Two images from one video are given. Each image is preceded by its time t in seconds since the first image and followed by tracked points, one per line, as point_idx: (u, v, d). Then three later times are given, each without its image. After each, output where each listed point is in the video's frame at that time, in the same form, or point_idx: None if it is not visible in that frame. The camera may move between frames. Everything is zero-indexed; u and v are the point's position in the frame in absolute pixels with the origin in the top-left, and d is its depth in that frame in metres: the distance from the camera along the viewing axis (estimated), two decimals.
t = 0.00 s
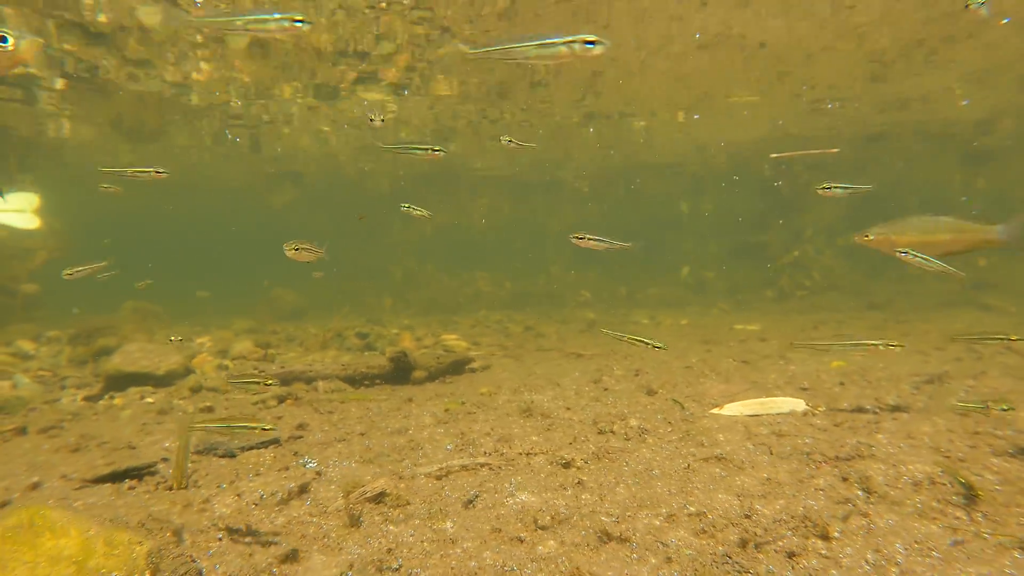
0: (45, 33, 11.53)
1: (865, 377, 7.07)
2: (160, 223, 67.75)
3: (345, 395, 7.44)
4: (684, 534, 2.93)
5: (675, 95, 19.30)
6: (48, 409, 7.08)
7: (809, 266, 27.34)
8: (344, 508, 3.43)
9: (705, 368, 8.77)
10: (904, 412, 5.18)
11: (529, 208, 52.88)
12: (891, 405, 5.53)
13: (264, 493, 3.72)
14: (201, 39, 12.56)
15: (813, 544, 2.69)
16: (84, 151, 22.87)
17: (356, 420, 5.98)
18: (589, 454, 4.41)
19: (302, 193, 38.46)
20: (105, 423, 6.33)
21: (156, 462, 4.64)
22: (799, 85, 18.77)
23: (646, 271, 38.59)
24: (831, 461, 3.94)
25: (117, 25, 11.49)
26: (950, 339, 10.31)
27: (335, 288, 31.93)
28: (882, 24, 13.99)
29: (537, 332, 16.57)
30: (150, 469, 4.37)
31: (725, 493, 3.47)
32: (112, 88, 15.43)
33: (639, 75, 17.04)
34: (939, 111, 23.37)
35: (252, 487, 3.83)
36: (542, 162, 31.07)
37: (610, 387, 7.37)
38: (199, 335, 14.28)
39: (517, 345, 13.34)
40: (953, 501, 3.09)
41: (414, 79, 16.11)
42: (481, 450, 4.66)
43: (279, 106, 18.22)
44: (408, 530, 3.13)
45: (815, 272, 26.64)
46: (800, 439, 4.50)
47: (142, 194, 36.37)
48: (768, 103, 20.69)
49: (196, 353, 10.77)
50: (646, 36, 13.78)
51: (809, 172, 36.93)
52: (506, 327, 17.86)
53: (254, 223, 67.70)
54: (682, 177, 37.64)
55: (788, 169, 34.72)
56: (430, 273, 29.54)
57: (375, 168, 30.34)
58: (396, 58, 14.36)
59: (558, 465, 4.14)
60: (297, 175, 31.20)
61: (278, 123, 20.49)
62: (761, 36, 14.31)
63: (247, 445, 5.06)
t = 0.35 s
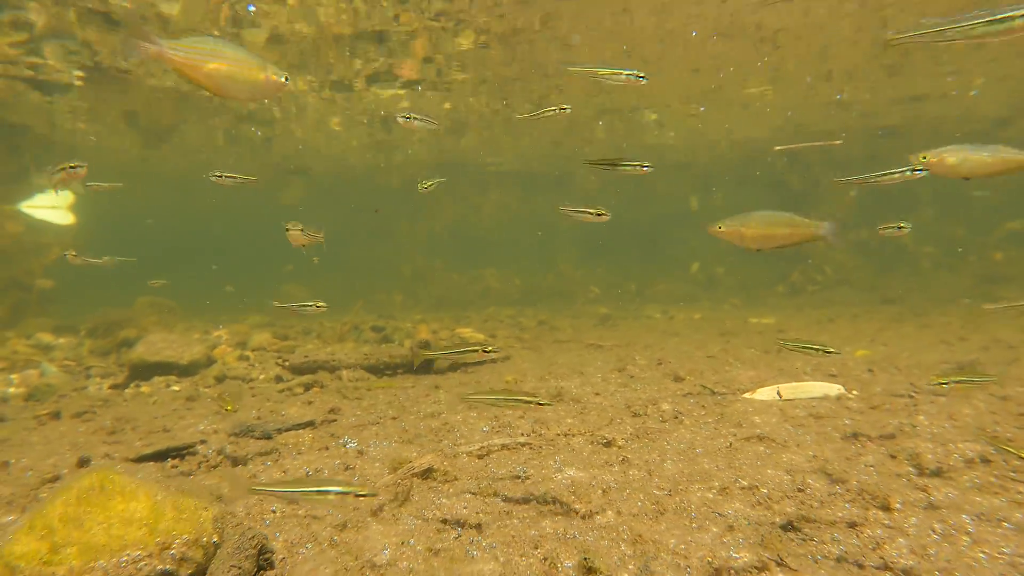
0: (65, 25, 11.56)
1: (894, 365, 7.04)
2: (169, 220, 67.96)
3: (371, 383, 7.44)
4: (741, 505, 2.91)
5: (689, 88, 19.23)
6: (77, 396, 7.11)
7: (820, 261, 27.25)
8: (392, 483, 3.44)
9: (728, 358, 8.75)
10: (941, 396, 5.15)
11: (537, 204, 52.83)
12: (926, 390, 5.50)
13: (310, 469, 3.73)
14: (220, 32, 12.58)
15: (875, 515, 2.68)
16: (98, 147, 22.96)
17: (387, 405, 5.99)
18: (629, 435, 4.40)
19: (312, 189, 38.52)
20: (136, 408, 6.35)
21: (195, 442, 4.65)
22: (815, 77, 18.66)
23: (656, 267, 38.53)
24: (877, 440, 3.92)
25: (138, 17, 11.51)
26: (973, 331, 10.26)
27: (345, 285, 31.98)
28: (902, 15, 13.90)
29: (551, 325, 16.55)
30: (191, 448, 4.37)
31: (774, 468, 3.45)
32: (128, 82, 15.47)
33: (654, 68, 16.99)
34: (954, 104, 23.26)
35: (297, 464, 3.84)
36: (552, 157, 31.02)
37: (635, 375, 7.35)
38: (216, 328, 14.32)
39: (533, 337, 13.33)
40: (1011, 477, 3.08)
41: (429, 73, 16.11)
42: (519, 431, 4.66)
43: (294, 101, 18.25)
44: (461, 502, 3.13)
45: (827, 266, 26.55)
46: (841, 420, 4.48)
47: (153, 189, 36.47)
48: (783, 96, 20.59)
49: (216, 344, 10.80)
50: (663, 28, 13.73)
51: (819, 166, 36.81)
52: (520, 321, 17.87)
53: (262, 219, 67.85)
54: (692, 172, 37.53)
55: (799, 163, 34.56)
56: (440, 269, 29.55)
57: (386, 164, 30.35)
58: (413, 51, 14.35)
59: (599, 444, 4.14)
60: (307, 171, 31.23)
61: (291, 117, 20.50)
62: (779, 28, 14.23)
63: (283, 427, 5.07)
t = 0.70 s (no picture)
0: (74, 24, 11.53)
1: (909, 362, 7.00)
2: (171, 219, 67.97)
3: (383, 381, 7.39)
4: (774, 500, 2.85)
5: (696, 87, 19.14)
6: (87, 394, 7.07)
7: (826, 259, 27.17)
8: (415, 479, 3.39)
9: (740, 356, 8.68)
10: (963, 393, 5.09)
11: (541, 203, 52.76)
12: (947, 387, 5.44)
13: (330, 466, 3.68)
14: (228, 32, 12.55)
15: (914, 511, 2.62)
16: (104, 146, 22.95)
17: (401, 402, 5.94)
18: (650, 431, 4.36)
19: (316, 188, 38.50)
20: (148, 406, 6.31)
21: (211, 439, 4.60)
22: (822, 75, 18.55)
23: (660, 266, 38.47)
24: (904, 435, 3.86)
25: (145, 15, 11.47)
26: (986, 328, 10.17)
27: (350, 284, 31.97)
28: (913, 12, 13.80)
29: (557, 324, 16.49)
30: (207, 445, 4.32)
31: (803, 463, 3.38)
32: (135, 81, 15.44)
33: (661, 67, 16.95)
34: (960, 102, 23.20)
35: (317, 460, 3.79)
36: (557, 156, 30.95)
37: (649, 373, 7.29)
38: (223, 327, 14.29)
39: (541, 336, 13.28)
40: None
41: (436, 72, 16.05)
42: (538, 427, 4.62)
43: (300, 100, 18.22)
44: (487, 498, 3.08)
45: (832, 265, 26.47)
46: (864, 416, 4.42)
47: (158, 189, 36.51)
48: (790, 94, 20.48)
49: (225, 343, 10.76)
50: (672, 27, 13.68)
51: (824, 165, 36.75)
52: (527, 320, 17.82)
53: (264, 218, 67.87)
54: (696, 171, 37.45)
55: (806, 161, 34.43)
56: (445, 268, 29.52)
57: (390, 163, 30.31)
58: (420, 50, 14.30)
59: (621, 441, 4.09)
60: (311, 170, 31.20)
61: (296, 117, 20.46)
62: (789, 26, 14.14)
63: (299, 424, 5.03)
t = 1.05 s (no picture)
0: (73, 24, 11.49)
1: (914, 362, 6.94)
2: (171, 220, 67.92)
3: (384, 381, 7.35)
4: (780, 500, 2.78)
5: (697, 87, 19.06)
6: (87, 395, 7.03)
7: (827, 259, 27.06)
8: (417, 480, 3.35)
9: (743, 356, 8.63)
10: (968, 392, 5.05)
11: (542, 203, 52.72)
12: (952, 385, 5.38)
13: (330, 466, 3.63)
14: (228, 32, 12.50)
15: (923, 511, 2.56)
16: (104, 147, 22.92)
17: (403, 402, 5.90)
18: (654, 430, 4.32)
19: (316, 189, 38.45)
20: (147, 408, 6.27)
21: (211, 440, 4.56)
22: (824, 74, 18.48)
23: (661, 266, 38.40)
24: (911, 434, 3.81)
25: (145, 16, 11.43)
26: (990, 328, 10.11)
27: (350, 285, 31.93)
28: (914, 11, 13.76)
29: (559, 325, 16.40)
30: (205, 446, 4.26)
31: (809, 462, 3.32)
32: (134, 82, 15.39)
33: (663, 66, 16.89)
34: (963, 101, 23.12)
35: (316, 461, 3.75)
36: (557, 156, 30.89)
37: (651, 373, 7.24)
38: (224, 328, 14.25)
39: (543, 337, 13.21)
40: None
41: (437, 72, 16.01)
42: (540, 427, 4.58)
43: (300, 101, 18.19)
44: (489, 499, 3.03)
45: (834, 265, 26.37)
46: (871, 416, 4.37)
47: (159, 190, 36.50)
48: (792, 93, 20.40)
49: (225, 344, 10.71)
50: (673, 27, 13.62)
51: (825, 164, 36.68)
52: (527, 321, 17.72)
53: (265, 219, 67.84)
54: (697, 171, 37.40)
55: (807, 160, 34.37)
56: (445, 269, 29.47)
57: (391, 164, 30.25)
58: (421, 51, 14.24)
59: (625, 441, 4.07)
60: (312, 171, 31.16)
61: (297, 117, 20.41)
62: (792, 24, 14.06)
63: (301, 424, 4.97)
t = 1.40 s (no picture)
0: (74, 28, 11.48)
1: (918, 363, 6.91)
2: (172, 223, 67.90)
3: (386, 383, 7.33)
4: (785, 504, 2.74)
5: (698, 88, 19.03)
6: (87, 399, 7.01)
7: (830, 260, 26.99)
8: (419, 483, 3.33)
9: (746, 358, 8.60)
10: (973, 394, 5.02)
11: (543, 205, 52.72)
12: (957, 387, 5.34)
13: (332, 470, 3.61)
14: (230, 36, 12.49)
15: (930, 516, 2.53)
16: (106, 151, 22.96)
17: (405, 405, 5.88)
18: (657, 433, 4.30)
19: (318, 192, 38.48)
20: (148, 411, 6.26)
21: (212, 444, 4.55)
22: (826, 76, 18.46)
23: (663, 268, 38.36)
24: (916, 437, 3.78)
25: (146, 20, 11.44)
26: (994, 329, 10.08)
27: (352, 287, 31.91)
28: (915, 12, 13.75)
29: (560, 327, 16.37)
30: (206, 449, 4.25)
31: (814, 466, 3.29)
32: (135, 86, 15.39)
33: (663, 68, 16.88)
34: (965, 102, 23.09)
35: (318, 464, 3.73)
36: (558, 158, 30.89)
37: (654, 375, 7.22)
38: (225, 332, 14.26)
39: (545, 339, 13.18)
40: None
41: (437, 75, 16.00)
42: (544, 430, 4.57)
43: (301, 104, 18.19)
44: (492, 503, 3.00)
45: (836, 266, 26.31)
46: (875, 418, 4.33)
47: (160, 193, 36.51)
48: (793, 95, 20.37)
49: (227, 347, 10.70)
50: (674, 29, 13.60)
51: (827, 165, 36.67)
52: (529, 323, 17.69)
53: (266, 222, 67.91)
54: (698, 172, 37.38)
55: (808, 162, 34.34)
56: (446, 271, 29.45)
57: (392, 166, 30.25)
58: (422, 53, 14.24)
59: (628, 444, 4.05)
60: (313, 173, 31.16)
61: (298, 120, 20.41)
62: (793, 26, 14.05)
63: (302, 428, 4.94)
